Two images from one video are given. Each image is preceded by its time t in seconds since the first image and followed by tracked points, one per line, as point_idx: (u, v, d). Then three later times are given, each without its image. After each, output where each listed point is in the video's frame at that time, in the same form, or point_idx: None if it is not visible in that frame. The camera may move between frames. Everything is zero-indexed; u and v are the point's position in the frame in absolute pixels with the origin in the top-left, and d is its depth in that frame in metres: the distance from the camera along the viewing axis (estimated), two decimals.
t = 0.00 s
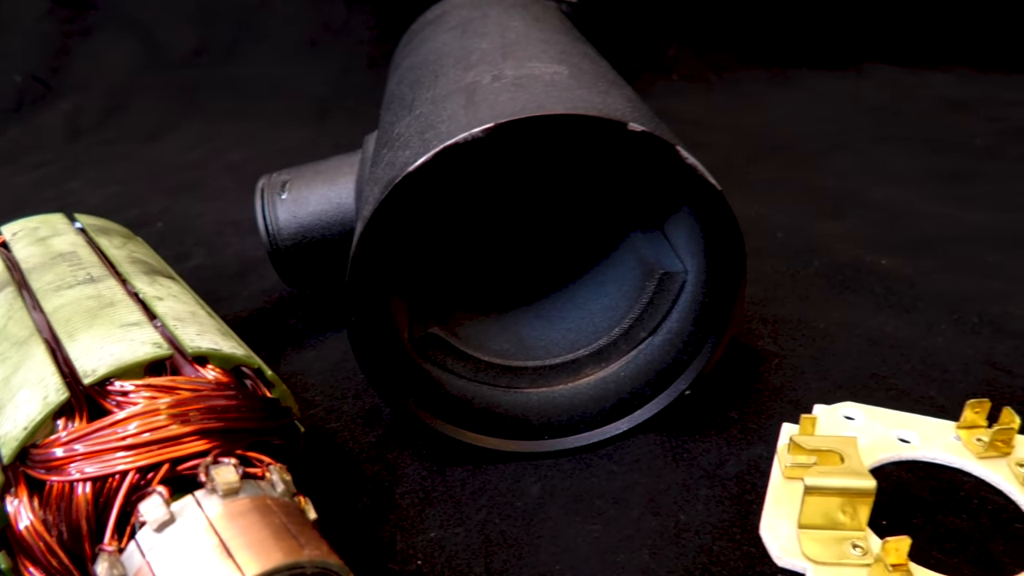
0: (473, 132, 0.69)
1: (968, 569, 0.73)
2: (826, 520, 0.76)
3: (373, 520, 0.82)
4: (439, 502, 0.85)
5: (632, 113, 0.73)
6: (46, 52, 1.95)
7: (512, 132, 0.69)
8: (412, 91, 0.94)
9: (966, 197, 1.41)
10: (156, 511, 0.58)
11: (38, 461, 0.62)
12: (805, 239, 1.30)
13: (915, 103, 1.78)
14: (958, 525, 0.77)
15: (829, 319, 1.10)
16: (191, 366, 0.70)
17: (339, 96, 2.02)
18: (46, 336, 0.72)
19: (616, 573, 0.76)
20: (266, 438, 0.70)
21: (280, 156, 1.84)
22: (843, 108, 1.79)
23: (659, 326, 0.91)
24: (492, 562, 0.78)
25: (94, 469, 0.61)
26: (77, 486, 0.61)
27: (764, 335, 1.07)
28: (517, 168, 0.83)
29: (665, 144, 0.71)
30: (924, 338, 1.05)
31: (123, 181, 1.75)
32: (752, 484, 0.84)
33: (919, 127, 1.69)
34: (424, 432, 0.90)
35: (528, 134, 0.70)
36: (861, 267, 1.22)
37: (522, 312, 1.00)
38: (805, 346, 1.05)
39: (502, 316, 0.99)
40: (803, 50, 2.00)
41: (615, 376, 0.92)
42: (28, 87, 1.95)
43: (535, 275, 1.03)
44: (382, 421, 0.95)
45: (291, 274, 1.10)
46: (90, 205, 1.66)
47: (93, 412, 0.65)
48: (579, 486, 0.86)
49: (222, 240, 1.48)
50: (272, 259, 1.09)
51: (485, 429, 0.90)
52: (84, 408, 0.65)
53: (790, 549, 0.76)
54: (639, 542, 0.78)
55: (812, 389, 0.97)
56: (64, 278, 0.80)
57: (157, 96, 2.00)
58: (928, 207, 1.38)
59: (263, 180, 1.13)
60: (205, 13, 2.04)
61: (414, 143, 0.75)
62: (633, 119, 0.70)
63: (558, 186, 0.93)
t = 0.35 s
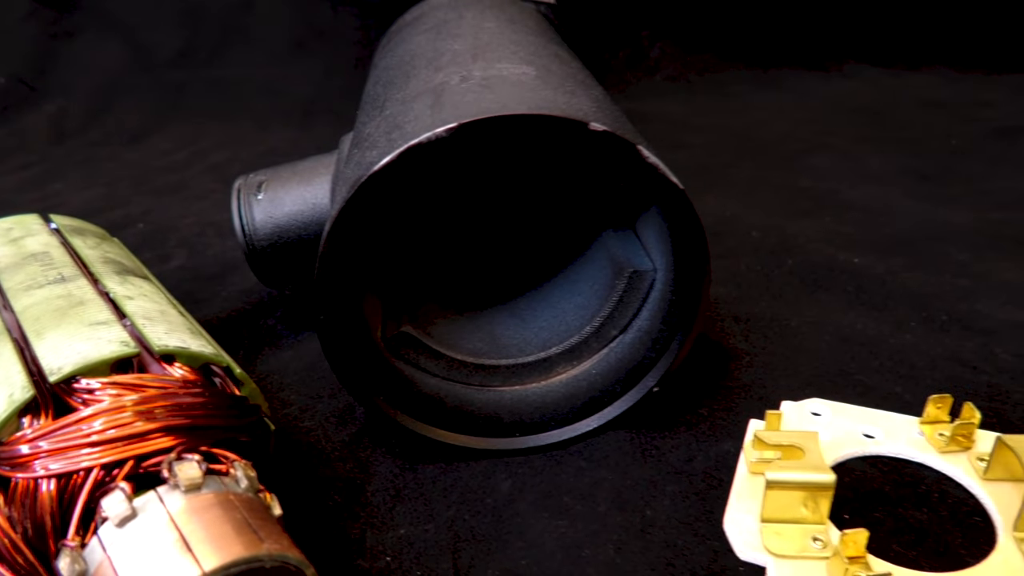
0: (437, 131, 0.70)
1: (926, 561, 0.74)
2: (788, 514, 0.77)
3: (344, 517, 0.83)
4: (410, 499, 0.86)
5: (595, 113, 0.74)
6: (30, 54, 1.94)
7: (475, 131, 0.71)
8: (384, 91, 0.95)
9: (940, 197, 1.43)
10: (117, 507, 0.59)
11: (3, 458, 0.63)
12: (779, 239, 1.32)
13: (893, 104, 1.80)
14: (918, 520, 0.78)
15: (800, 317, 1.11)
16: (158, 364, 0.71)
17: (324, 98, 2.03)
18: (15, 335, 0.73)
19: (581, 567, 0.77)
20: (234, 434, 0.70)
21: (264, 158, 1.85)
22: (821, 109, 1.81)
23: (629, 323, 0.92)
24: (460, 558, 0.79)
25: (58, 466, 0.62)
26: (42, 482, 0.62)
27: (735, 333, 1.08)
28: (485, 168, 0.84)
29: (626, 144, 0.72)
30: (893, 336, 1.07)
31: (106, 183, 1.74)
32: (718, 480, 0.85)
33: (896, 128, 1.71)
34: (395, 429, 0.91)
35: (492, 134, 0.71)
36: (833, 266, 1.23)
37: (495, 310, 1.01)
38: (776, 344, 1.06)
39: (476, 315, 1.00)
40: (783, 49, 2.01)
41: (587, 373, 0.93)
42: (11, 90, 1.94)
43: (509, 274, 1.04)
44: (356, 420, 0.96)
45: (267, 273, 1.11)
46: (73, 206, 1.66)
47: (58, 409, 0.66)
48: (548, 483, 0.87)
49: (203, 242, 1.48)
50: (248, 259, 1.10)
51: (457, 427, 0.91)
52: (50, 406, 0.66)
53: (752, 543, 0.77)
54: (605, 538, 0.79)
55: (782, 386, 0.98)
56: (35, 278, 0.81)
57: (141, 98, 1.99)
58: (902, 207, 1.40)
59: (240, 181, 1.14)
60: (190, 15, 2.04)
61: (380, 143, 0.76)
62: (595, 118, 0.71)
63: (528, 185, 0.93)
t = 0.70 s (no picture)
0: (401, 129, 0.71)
1: (887, 551, 0.75)
2: (754, 506, 0.78)
3: (318, 511, 0.84)
4: (383, 492, 0.87)
5: (559, 109, 0.76)
6: (18, 55, 1.95)
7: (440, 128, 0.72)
8: (358, 90, 0.97)
9: (918, 194, 1.44)
10: (83, 497, 0.60)
11: None
12: (757, 235, 1.33)
13: (876, 101, 1.82)
14: (881, 511, 0.79)
15: (775, 312, 1.13)
16: (128, 359, 0.72)
17: (311, 97, 2.03)
18: None
19: (549, 559, 0.78)
20: (204, 429, 0.71)
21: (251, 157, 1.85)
22: (804, 107, 1.82)
23: (602, 319, 0.93)
24: (430, 550, 0.80)
25: (28, 459, 0.63)
26: (11, 475, 0.63)
27: (709, 329, 1.09)
28: (456, 165, 0.85)
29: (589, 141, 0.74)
30: (865, 331, 1.08)
31: (93, 182, 1.74)
32: (687, 473, 0.86)
33: (878, 125, 1.72)
34: (370, 424, 0.92)
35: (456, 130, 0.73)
36: (809, 262, 1.24)
37: (472, 307, 1.02)
38: (749, 339, 1.07)
39: (452, 311, 1.01)
40: (768, 46, 2.03)
41: (561, 368, 0.94)
42: None
43: (487, 271, 1.05)
44: (332, 416, 0.97)
45: (246, 271, 1.12)
46: (59, 206, 1.66)
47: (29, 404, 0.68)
48: (519, 476, 0.88)
49: (188, 240, 1.49)
50: (227, 257, 1.11)
51: (432, 421, 0.92)
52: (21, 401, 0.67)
53: (717, 534, 0.78)
54: (572, 530, 0.81)
55: (754, 381, 1.00)
56: (9, 275, 0.82)
57: (129, 98, 2.00)
58: (882, 205, 1.41)
59: (218, 180, 1.15)
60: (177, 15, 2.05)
61: (348, 141, 0.78)
62: (558, 117, 0.73)
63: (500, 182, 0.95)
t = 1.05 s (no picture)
0: (367, 123, 0.73)
1: (844, 537, 0.77)
2: (715, 494, 0.80)
3: (289, 502, 0.85)
4: (355, 483, 0.88)
5: (523, 104, 0.78)
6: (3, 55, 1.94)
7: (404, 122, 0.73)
8: (331, 87, 0.98)
9: (893, 191, 1.46)
10: (48, 484, 0.61)
11: None
12: (732, 232, 1.35)
13: (855, 101, 1.84)
14: (840, 499, 0.81)
15: (746, 307, 1.14)
16: (97, 350, 0.73)
17: (297, 96, 2.04)
18: None
19: (515, 546, 0.79)
20: (173, 418, 0.72)
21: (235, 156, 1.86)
22: (784, 107, 1.83)
23: (573, 312, 0.94)
24: (398, 538, 0.81)
25: None
26: None
27: (680, 323, 1.11)
28: (425, 159, 0.87)
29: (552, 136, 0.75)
30: (834, 325, 1.09)
31: (78, 181, 1.74)
32: (653, 462, 0.88)
33: (857, 124, 1.74)
34: (342, 417, 0.93)
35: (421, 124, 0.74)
36: (782, 258, 1.26)
37: (447, 302, 1.03)
38: (720, 333, 1.09)
39: (426, 306, 1.03)
40: (750, 46, 2.04)
41: (534, 360, 0.94)
42: None
43: (461, 267, 1.06)
44: (306, 408, 0.98)
45: (224, 267, 1.13)
46: (42, 205, 1.66)
47: None
48: (489, 466, 0.89)
49: (170, 238, 1.50)
50: (205, 253, 1.12)
51: (404, 414, 0.93)
52: None
53: (680, 521, 0.80)
54: (539, 517, 0.82)
55: (723, 373, 1.01)
56: None
57: (115, 98, 2.00)
58: (857, 202, 1.42)
59: (196, 177, 1.16)
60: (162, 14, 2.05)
61: (317, 136, 0.79)
62: (520, 111, 0.75)
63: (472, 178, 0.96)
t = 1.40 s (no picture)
0: (337, 118, 0.75)
1: (807, 522, 0.78)
2: (681, 481, 0.81)
3: (264, 491, 0.87)
4: (330, 472, 0.89)
5: (492, 99, 0.80)
6: None
7: (374, 117, 0.75)
8: (309, 83, 1.00)
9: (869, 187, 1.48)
10: (21, 470, 0.62)
11: None
12: (708, 227, 1.37)
13: (835, 98, 1.86)
14: (804, 486, 0.82)
15: (719, 300, 1.16)
16: (73, 341, 0.74)
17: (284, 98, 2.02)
18: None
19: (485, 533, 0.81)
20: (147, 407, 0.73)
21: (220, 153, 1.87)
22: (765, 104, 1.85)
23: (547, 304, 0.96)
24: (371, 526, 0.82)
25: None
26: None
27: (654, 316, 1.12)
28: (399, 154, 0.88)
29: (520, 130, 0.77)
30: (805, 317, 1.11)
31: (63, 180, 1.73)
32: (623, 451, 0.89)
33: (836, 121, 1.76)
34: (318, 408, 0.94)
35: (392, 118, 0.76)
36: (757, 253, 1.28)
37: (424, 296, 1.05)
38: (694, 326, 1.10)
39: (403, 299, 1.04)
40: (732, 45, 2.06)
41: (508, 352, 0.96)
42: None
43: (438, 262, 1.08)
44: (283, 400, 1.00)
45: (204, 261, 1.14)
46: (27, 203, 1.65)
47: None
48: (463, 456, 0.90)
49: (154, 235, 1.50)
50: (185, 248, 1.13)
51: (381, 405, 0.94)
52: None
53: (647, 508, 0.81)
54: (509, 504, 0.84)
55: (695, 365, 1.03)
56: None
57: (104, 97, 1.98)
58: (833, 198, 1.44)
59: (176, 174, 1.18)
60: (149, 13, 2.07)
61: (290, 130, 0.81)
62: (489, 107, 0.77)
63: (447, 173, 0.98)
